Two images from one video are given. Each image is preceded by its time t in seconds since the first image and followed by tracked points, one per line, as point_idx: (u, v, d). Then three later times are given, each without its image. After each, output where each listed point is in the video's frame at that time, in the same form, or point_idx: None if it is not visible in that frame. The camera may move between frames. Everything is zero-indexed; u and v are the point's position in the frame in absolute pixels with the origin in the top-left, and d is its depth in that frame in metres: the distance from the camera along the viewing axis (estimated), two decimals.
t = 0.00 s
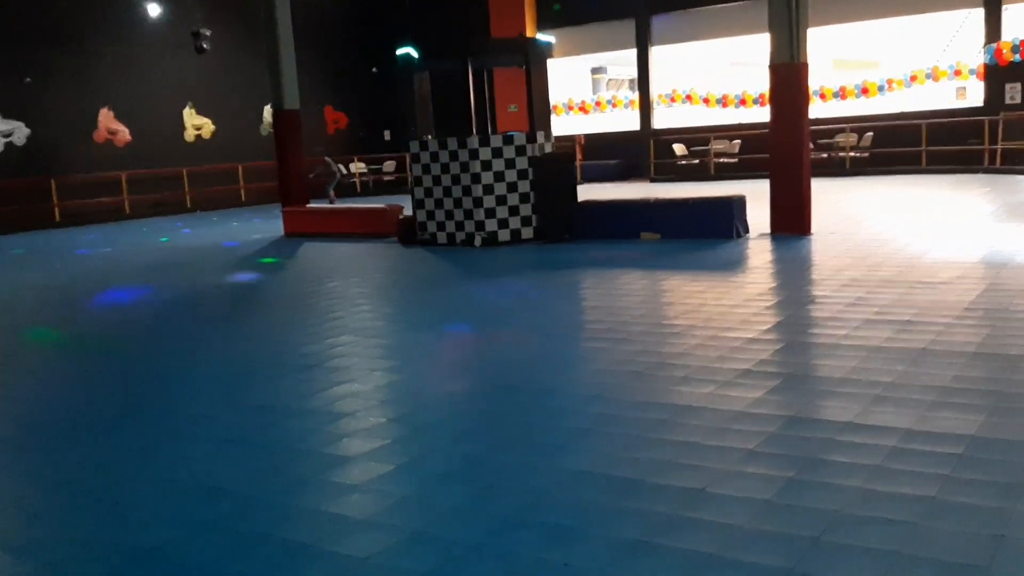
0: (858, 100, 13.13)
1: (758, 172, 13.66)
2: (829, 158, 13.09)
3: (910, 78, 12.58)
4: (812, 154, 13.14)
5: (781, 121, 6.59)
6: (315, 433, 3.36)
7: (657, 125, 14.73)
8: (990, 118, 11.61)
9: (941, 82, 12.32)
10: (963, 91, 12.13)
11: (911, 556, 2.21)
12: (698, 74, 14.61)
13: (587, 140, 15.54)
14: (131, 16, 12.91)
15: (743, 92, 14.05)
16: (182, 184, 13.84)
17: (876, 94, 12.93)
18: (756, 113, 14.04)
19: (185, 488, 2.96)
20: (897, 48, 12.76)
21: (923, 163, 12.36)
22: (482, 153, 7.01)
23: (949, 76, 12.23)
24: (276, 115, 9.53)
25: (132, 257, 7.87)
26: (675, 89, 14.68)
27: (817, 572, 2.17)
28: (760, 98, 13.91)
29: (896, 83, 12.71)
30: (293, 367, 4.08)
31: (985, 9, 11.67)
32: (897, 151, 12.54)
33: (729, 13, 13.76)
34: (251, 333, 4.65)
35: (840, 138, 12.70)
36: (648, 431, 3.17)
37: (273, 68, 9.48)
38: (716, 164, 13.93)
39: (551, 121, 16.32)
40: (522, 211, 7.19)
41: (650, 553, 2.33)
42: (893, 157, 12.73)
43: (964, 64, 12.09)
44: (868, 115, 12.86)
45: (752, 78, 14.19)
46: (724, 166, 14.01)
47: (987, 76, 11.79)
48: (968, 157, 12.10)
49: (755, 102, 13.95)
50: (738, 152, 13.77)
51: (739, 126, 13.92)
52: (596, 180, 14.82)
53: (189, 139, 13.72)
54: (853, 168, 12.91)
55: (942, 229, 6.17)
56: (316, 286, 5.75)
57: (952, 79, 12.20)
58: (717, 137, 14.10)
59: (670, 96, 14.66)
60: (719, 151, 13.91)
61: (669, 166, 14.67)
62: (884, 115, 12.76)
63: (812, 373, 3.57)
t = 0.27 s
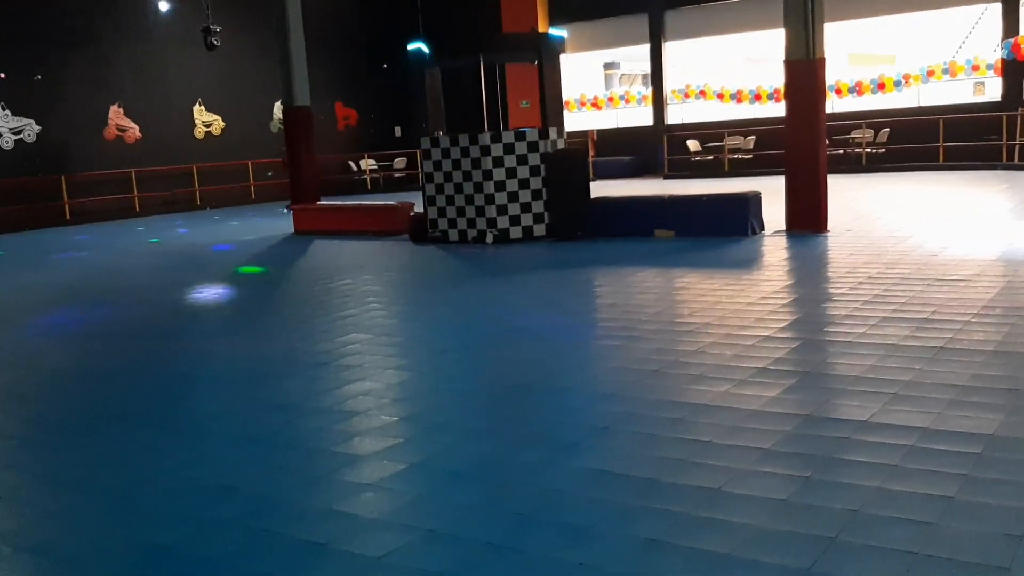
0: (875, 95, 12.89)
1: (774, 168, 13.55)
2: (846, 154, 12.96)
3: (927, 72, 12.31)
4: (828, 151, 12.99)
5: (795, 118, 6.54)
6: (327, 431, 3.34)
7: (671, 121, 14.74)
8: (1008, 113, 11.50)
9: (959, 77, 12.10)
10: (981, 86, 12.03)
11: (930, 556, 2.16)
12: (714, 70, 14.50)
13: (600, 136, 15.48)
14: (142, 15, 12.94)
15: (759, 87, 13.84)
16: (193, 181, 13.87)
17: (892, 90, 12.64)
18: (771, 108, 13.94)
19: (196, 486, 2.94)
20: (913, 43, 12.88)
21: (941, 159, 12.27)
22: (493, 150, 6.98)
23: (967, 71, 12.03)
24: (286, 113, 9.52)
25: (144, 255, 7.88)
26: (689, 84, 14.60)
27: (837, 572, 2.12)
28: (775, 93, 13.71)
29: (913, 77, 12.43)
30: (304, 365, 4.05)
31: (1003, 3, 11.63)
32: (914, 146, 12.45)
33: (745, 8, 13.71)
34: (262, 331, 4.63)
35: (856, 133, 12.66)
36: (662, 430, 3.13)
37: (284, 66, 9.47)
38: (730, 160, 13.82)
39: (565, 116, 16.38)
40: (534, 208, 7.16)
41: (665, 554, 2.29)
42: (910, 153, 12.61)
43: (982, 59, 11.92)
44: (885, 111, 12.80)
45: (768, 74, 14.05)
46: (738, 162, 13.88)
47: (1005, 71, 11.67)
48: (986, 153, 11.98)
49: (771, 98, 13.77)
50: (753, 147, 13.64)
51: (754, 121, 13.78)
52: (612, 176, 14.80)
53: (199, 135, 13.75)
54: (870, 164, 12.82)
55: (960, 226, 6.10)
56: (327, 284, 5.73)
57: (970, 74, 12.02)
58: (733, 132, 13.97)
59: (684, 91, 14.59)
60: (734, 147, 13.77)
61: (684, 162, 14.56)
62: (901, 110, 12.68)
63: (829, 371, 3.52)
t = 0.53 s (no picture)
0: (886, 93, 12.95)
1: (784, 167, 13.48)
2: (856, 151, 12.86)
3: (939, 69, 12.43)
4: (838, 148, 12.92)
5: (806, 114, 6.51)
6: (336, 429, 3.33)
7: (680, 119, 14.70)
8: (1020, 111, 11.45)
9: (970, 75, 12.21)
10: (993, 83, 12.00)
11: (942, 556, 2.15)
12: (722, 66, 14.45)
13: (609, 133, 15.50)
14: (152, 14, 12.99)
15: (768, 85, 14.02)
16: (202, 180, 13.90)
17: (903, 87, 12.77)
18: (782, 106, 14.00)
19: (205, 484, 2.94)
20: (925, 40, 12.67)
21: (952, 155, 12.26)
22: (503, 148, 6.97)
23: (978, 68, 12.15)
24: (295, 111, 9.52)
25: (154, 252, 7.91)
26: (698, 82, 14.61)
27: (850, 572, 2.11)
28: (784, 90, 13.89)
29: (924, 74, 12.56)
30: (313, 363, 4.05)
31: None
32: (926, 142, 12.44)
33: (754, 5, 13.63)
34: (271, 329, 4.64)
35: (868, 131, 12.49)
36: (672, 428, 3.12)
37: (293, 64, 9.48)
38: (740, 158, 13.76)
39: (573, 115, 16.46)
40: (543, 206, 7.15)
41: (675, 553, 2.28)
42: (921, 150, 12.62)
43: (994, 56, 11.97)
44: (895, 108, 12.77)
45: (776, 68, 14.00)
46: (748, 160, 13.84)
47: (1017, 68, 11.65)
48: (998, 151, 11.94)
49: (780, 95, 13.95)
50: (763, 145, 13.59)
51: (765, 120, 13.77)
52: (620, 174, 14.78)
53: (209, 133, 13.76)
54: (880, 162, 12.73)
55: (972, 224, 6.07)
56: (336, 282, 5.73)
57: (981, 71, 12.12)
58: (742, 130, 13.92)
59: (694, 89, 14.60)
60: (744, 145, 13.71)
61: (693, 160, 14.56)
62: (910, 107, 12.65)
63: (840, 370, 3.51)
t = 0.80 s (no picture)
0: (897, 91, 12.94)
1: (795, 164, 13.41)
2: (867, 149, 12.80)
3: (951, 67, 12.49)
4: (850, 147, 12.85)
5: (817, 112, 6.49)
6: (347, 427, 3.34)
7: (689, 117, 14.56)
8: None
9: (983, 72, 12.24)
10: (1006, 80, 11.97)
11: (956, 556, 2.14)
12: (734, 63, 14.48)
13: (618, 131, 15.51)
14: (163, 13, 13.06)
15: (779, 82, 13.98)
16: (213, 179, 13.95)
17: (915, 84, 12.77)
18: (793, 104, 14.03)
19: (217, 481, 2.95)
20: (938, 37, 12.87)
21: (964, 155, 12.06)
22: (513, 146, 6.98)
23: (991, 65, 12.18)
24: (305, 110, 9.54)
25: (165, 251, 7.93)
26: (708, 80, 14.59)
27: (864, 572, 2.10)
28: (795, 88, 13.82)
29: (937, 72, 12.58)
30: (323, 361, 4.06)
31: None
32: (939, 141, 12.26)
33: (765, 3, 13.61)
34: (282, 327, 4.65)
35: (879, 129, 12.45)
36: (683, 427, 3.12)
37: (303, 63, 9.50)
38: (750, 156, 13.72)
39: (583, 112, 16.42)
40: (553, 205, 7.14)
41: (687, 552, 2.28)
42: (934, 148, 12.40)
43: (1006, 54, 12.05)
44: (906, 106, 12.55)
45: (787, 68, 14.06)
46: (759, 158, 13.71)
47: None
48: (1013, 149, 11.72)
49: (791, 92, 13.87)
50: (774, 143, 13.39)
51: (775, 116, 13.58)
52: (630, 172, 14.74)
53: (220, 132, 13.84)
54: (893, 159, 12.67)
55: (985, 222, 6.04)
56: (347, 280, 5.74)
57: (994, 69, 12.15)
58: (753, 128, 13.72)
59: (704, 87, 14.55)
60: (755, 143, 13.50)
61: (704, 158, 14.27)
62: (922, 105, 12.44)
63: (852, 369, 3.49)
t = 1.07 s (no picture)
0: (908, 89, 12.91)
1: (806, 163, 13.35)
2: (879, 147, 12.78)
3: (963, 65, 12.42)
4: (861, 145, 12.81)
5: (828, 110, 6.46)
6: (357, 426, 3.35)
7: (700, 115, 14.60)
8: None
9: (995, 70, 12.20)
10: (1017, 79, 11.99)
11: (968, 557, 2.13)
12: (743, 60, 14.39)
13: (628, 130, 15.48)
14: (174, 13, 13.11)
15: (790, 81, 13.84)
16: (224, 178, 13.99)
17: (927, 83, 12.72)
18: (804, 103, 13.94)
19: (229, 480, 2.96)
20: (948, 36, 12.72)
21: (975, 153, 11.99)
22: (522, 145, 6.98)
23: (1003, 63, 12.15)
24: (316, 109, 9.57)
25: (176, 250, 7.96)
26: (719, 79, 14.52)
27: (877, 572, 2.10)
28: (806, 87, 13.72)
29: (949, 70, 12.52)
30: (334, 360, 4.07)
31: None
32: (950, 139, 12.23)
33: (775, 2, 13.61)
34: (293, 326, 4.66)
35: (890, 127, 12.37)
36: (694, 427, 3.11)
37: (314, 63, 9.52)
38: (761, 155, 13.66)
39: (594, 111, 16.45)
40: (563, 204, 7.14)
41: (698, 553, 2.27)
42: (946, 147, 12.34)
43: (1018, 52, 12.05)
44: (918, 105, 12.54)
45: (798, 66, 13.89)
46: (769, 157, 13.66)
47: None
48: None
49: (802, 91, 13.76)
50: (785, 141, 13.36)
51: (785, 115, 13.61)
52: (640, 171, 14.73)
53: (230, 132, 13.89)
54: (904, 158, 12.61)
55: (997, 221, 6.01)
56: (357, 279, 5.75)
57: (1006, 67, 12.12)
58: (764, 127, 13.73)
59: (715, 86, 14.52)
60: (766, 142, 13.53)
61: (713, 157, 14.33)
62: (934, 104, 12.43)
63: (864, 368, 3.48)
